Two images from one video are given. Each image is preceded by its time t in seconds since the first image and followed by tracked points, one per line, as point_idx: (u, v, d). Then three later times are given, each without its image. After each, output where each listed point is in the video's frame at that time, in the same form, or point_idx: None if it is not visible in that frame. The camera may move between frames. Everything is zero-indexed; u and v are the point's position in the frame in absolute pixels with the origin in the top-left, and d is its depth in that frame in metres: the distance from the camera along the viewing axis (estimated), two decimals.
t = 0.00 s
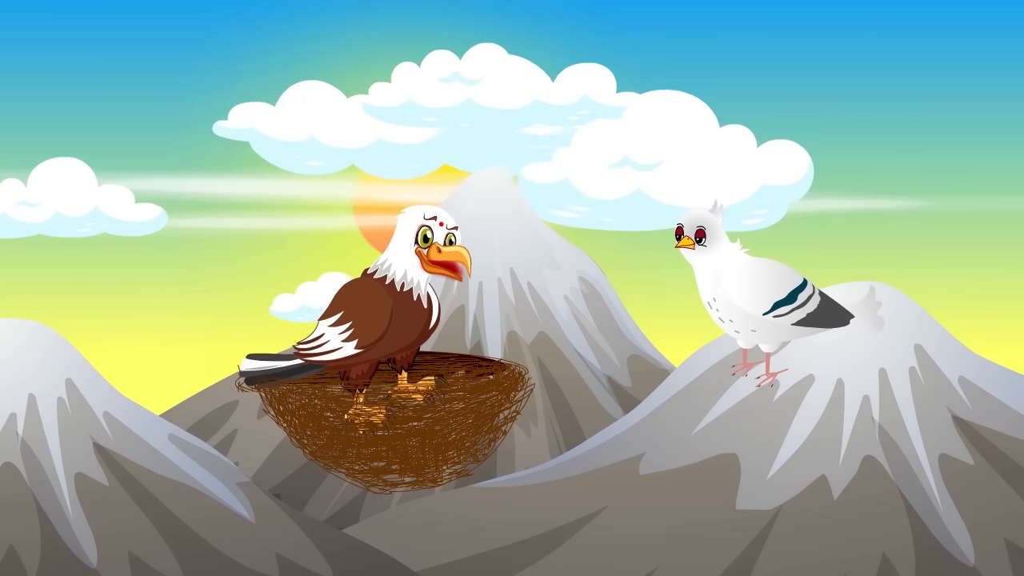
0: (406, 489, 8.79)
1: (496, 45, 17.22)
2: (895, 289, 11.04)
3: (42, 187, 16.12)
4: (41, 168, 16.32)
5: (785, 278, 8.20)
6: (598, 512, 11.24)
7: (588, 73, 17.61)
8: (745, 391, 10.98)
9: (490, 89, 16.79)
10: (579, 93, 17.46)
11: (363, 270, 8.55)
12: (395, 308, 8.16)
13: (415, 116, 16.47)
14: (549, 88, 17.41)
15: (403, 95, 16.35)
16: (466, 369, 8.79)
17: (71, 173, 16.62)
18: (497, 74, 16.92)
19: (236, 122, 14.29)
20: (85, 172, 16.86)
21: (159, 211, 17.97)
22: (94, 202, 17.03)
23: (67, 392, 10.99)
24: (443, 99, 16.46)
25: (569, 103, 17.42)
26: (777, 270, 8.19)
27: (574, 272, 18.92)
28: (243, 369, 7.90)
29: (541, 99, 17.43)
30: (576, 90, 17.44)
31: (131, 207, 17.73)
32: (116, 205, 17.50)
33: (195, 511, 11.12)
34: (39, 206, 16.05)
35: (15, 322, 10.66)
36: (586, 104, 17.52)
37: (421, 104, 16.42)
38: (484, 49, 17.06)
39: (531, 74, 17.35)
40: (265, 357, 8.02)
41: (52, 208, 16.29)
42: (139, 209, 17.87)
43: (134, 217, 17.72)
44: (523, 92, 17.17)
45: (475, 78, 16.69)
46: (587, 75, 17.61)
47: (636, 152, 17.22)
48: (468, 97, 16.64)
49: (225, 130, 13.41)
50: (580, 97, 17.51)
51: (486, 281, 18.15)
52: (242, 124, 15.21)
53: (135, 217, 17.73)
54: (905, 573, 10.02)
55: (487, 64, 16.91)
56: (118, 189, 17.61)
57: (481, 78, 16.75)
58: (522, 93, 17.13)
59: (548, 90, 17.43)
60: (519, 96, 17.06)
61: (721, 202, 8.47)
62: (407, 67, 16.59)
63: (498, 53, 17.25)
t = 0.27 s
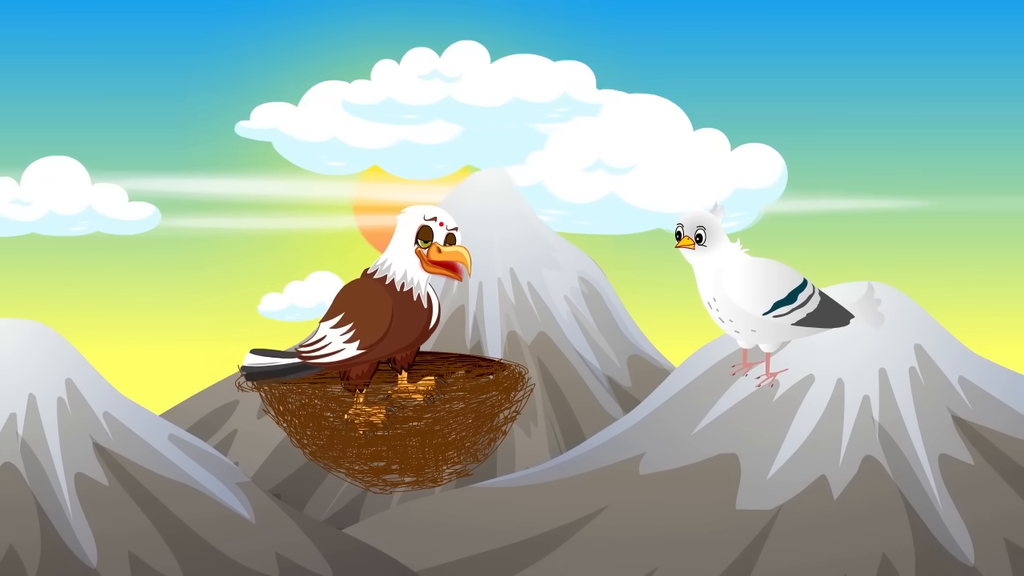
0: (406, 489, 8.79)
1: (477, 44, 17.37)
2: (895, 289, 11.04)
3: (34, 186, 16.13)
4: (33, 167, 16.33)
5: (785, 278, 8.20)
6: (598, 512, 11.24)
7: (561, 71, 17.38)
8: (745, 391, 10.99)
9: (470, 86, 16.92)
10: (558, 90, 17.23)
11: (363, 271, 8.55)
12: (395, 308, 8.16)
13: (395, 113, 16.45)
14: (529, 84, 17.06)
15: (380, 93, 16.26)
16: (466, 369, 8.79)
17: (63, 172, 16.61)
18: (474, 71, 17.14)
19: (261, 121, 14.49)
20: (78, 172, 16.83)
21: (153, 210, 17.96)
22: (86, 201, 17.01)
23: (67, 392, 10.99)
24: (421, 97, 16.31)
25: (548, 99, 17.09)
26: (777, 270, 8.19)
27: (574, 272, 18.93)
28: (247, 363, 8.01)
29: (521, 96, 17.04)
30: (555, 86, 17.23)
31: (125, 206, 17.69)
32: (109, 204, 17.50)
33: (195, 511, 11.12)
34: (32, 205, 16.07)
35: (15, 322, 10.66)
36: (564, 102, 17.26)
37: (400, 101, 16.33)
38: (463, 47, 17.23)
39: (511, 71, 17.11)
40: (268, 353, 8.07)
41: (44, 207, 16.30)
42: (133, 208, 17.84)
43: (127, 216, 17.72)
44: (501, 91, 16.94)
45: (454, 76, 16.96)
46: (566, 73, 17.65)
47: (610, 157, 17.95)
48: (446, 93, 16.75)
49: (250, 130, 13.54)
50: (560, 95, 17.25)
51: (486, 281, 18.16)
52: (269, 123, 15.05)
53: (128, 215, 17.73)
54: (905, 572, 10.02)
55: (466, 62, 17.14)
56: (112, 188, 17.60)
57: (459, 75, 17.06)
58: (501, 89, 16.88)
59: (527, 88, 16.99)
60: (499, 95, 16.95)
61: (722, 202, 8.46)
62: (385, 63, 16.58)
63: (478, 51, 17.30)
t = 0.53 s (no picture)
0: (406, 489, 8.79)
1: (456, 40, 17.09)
2: (895, 289, 11.04)
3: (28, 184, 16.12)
4: (26, 165, 16.31)
5: (785, 278, 8.20)
6: (598, 512, 11.25)
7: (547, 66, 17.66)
8: (745, 391, 10.99)
9: (450, 85, 16.80)
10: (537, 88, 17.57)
11: (363, 271, 8.55)
12: (396, 308, 8.16)
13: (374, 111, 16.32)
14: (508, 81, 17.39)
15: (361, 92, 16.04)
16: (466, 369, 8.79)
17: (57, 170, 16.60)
18: (455, 69, 16.88)
19: (278, 127, 14.61)
20: (72, 170, 16.80)
21: (147, 208, 17.91)
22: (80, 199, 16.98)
23: (67, 392, 11.00)
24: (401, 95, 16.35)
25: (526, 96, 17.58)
26: (777, 270, 8.19)
27: (574, 272, 18.93)
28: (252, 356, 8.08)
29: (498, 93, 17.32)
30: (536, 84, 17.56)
31: (118, 204, 17.68)
32: (103, 202, 17.47)
33: (195, 511, 11.12)
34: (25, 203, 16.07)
35: (15, 322, 10.67)
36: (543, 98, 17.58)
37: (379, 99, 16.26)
38: (444, 44, 16.96)
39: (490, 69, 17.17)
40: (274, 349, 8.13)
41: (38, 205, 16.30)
42: (127, 206, 17.81)
43: (121, 214, 17.70)
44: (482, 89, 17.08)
45: (434, 73, 16.72)
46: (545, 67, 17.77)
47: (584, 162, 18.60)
48: (427, 92, 16.60)
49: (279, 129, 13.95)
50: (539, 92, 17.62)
51: (486, 281, 18.16)
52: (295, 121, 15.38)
53: (122, 214, 17.71)
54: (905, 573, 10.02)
55: (446, 59, 16.83)
56: (106, 186, 17.57)
57: (439, 73, 16.76)
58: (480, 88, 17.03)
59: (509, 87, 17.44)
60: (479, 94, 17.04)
61: (721, 202, 8.46)
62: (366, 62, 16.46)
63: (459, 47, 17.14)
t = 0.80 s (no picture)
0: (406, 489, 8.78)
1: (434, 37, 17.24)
2: (895, 289, 11.04)
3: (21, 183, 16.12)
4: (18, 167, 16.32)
5: (785, 278, 8.20)
6: (598, 512, 11.24)
7: (527, 61, 18.09)
8: (745, 391, 10.99)
9: (430, 82, 16.73)
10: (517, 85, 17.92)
11: (363, 271, 8.56)
12: (395, 308, 8.15)
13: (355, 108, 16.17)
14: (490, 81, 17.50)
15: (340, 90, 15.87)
16: (466, 369, 8.79)
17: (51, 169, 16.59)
18: (435, 66, 16.92)
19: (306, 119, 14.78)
20: (65, 169, 16.81)
21: (140, 207, 17.87)
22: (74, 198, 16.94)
23: (67, 392, 11.00)
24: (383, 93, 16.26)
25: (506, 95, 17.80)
26: (777, 270, 8.19)
27: (574, 272, 18.93)
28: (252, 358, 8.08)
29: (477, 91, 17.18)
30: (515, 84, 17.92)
31: (111, 203, 17.66)
32: (97, 201, 17.45)
33: (195, 511, 11.12)
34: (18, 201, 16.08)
35: (15, 322, 10.67)
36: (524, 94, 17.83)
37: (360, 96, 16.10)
38: (423, 42, 17.16)
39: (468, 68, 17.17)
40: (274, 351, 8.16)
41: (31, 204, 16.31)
42: (121, 205, 17.78)
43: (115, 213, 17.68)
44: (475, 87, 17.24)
45: (413, 71, 16.71)
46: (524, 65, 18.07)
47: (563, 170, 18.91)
48: (406, 89, 16.56)
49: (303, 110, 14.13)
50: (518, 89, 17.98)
51: (486, 281, 18.15)
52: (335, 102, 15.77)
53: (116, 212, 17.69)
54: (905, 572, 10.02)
55: (424, 56, 16.92)
56: (100, 187, 17.55)
57: (418, 70, 16.78)
58: (460, 86, 17.00)
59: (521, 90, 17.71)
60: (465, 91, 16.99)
61: (721, 201, 8.46)
62: (345, 59, 16.30)
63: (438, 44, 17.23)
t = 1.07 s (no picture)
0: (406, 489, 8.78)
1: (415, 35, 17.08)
2: (895, 289, 11.04)
3: (14, 181, 16.13)
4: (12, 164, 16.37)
5: (785, 278, 8.20)
6: (598, 512, 11.24)
7: (507, 60, 17.97)
8: (745, 391, 10.98)
9: (410, 80, 16.54)
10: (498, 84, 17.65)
11: (363, 271, 8.56)
12: (395, 308, 8.16)
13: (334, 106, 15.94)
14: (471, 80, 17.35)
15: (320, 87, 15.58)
16: (466, 369, 8.79)
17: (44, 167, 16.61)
18: (414, 63, 16.74)
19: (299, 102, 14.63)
20: (58, 168, 16.75)
21: (133, 206, 17.85)
22: (68, 196, 16.92)
23: (67, 392, 10.99)
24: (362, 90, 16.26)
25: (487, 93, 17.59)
26: (777, 270, 8.19)
27: (574, 272, 18.93)
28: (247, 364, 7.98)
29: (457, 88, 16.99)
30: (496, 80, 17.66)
31: (104, 202, 17.66)
32: (90, 198, 17.46)
33: (195, 511, 11.12)
34: (11, 199, 16.10)
35: (15, 322, 10.67)
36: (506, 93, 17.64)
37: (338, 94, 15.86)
38: (403, 39, 16.95)
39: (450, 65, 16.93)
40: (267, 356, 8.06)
41: (25, 202, 16.33)
42: (113, 204, 17.78)
43: (108, 211, 17.68)
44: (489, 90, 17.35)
45: (393, 68, 16.39)
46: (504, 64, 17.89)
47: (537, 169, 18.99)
48: (386, 86, 16.44)
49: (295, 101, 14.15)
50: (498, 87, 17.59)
51: (486, 281, 18.15)
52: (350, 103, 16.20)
53: (109, 211, 17.69)
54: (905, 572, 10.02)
55: (404, 54, 16.73)
56: (92, 183, 17.54)
57: (398, 67, 16.47)
58: (442, 83, 16.63)
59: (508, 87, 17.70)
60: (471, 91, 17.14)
61: (721, 201, 8.46)
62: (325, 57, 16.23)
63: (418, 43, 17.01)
